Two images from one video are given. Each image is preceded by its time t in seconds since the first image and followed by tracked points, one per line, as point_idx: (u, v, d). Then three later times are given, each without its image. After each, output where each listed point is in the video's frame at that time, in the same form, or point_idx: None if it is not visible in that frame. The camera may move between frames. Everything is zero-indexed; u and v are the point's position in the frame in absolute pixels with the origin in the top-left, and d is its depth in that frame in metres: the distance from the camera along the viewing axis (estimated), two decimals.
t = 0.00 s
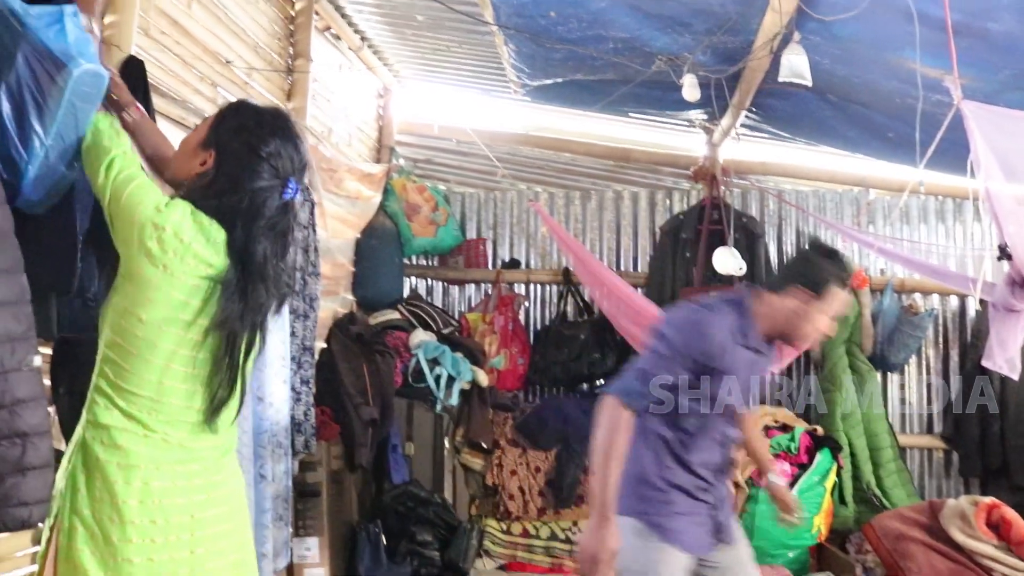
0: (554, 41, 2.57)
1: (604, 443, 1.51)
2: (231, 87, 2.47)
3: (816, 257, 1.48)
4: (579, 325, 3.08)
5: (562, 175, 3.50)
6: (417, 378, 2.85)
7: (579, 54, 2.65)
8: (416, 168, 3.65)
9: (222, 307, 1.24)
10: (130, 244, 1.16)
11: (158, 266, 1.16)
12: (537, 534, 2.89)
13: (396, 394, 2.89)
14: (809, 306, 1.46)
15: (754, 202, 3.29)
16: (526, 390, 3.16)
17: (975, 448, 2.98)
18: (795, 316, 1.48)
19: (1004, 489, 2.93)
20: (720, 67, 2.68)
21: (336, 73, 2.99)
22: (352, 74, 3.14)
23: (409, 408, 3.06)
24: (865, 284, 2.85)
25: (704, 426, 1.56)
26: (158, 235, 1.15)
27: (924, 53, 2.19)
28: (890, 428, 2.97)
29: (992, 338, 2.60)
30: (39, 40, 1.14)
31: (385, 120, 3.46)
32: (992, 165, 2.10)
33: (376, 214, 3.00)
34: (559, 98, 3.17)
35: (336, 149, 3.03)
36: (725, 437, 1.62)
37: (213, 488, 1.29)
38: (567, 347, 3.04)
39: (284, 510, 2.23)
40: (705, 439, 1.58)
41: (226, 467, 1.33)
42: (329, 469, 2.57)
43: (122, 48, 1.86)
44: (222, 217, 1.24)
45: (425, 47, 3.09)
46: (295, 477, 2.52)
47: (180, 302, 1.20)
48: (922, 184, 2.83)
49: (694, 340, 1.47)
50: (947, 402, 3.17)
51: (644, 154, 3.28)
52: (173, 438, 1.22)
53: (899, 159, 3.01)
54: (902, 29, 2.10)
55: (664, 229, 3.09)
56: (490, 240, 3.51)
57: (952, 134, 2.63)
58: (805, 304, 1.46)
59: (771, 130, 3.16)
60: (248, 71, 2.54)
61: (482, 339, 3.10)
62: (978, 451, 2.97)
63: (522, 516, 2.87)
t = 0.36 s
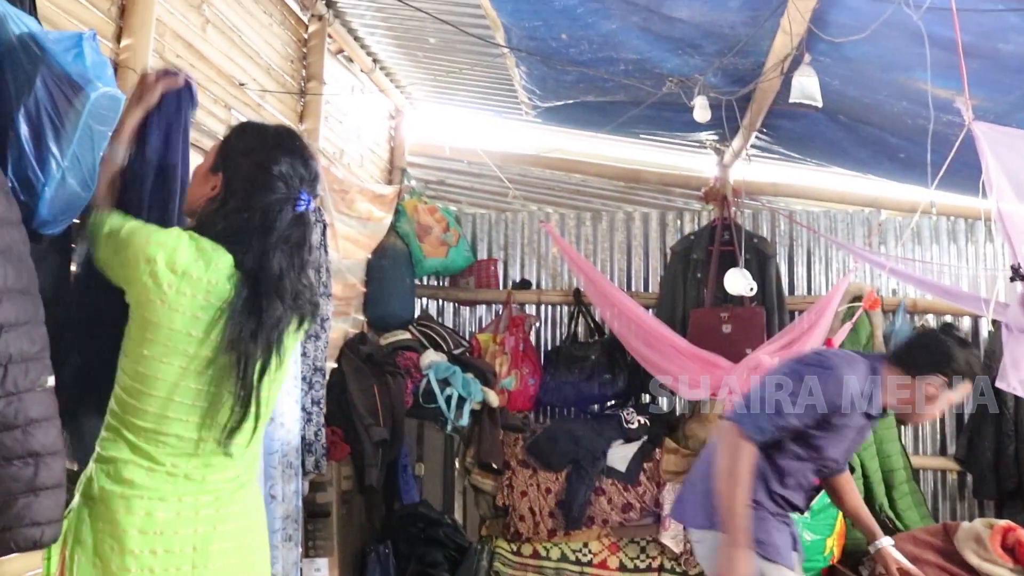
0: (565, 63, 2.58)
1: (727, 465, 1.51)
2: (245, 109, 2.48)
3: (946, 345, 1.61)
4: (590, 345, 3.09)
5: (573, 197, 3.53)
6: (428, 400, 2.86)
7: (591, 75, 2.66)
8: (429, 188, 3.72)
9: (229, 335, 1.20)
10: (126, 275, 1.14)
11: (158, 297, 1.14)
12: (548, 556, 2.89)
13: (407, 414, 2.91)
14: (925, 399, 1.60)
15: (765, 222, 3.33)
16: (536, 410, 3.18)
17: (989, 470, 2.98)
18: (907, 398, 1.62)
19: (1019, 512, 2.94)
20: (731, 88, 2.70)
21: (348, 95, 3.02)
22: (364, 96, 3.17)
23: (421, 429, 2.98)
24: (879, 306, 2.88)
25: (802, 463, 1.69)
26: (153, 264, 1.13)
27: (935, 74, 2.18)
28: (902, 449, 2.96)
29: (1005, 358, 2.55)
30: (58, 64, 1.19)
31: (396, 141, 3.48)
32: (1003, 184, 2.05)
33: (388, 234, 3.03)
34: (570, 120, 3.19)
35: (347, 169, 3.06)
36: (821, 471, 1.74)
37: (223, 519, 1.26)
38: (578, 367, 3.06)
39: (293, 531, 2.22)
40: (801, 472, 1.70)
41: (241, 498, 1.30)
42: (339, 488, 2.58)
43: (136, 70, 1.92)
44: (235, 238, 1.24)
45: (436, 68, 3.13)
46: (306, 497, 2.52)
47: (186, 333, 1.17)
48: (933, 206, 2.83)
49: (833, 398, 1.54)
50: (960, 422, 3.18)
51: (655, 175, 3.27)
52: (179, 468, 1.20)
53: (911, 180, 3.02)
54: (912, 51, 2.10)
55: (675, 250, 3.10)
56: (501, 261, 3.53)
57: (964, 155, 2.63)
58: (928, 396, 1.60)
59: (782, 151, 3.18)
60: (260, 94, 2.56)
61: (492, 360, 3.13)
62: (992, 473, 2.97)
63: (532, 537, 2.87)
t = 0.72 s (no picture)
0: (566, 66, 2.58)
1: (817, 449, 1.79)
2: (245, 112, 2.49)
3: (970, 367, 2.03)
4: (590, 349, 3.09)
5: (574, 200, 3.58)
6: (428, 402, 2.86)
7: (591, 78, 2.66)
8: (429, 191, 3.71)
9: (226, 336, 1.18)
10: (115, 289, 1.14)
11: (151, 308, 1.13)
12: (547, 557, 2.89)
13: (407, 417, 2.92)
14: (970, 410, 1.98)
15: (766, 225, 3.33)
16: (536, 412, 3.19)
17: (989, 473, 2.99)
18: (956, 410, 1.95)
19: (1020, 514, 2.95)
20: (731, 91, 2.70)
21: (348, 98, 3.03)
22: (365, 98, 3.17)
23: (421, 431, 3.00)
24: (877, 309, 2.78)
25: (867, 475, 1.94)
26: (141, 277, 1.13)
27: (935, 77, 2.18)
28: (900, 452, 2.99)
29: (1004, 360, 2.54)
30: (59, 68, 1.19)
31: (396, 143, 3.49)
32: (1003, 187, 2.05)
33: (387, 236, 3.04)
34: (570, 123, 3.20)
35: (347, 172, 3.06)
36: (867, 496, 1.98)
37: (231, 526, 1.21)
38: (578, 370, 3.05)
39: (295, 535, 2.25)
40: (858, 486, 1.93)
41: (249, 505, 1.25)
42: (338, 491, 2.59)
43: (137, 73, 1.92)
44: (227, 221, 1.23)
45: (436, 71, 3.13)
46: (306, 500, 2.52)
47: (182, 340, 1.15)
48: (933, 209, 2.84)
49: (913, 404, 1.82)
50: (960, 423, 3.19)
51: (655, 179, 3.28)
52: (184, 476, 1.17)
53: (911, 183, 3.02)
54: (912, 54, 2.10)
55: (675, 253, 3.10)
56: (501, 264, 3.53)
57: (964, 158, 2.63)
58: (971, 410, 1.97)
59: (782, 154, 3.18)
60: (261, 96, 2.56)
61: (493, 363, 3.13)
62: (992, 475, 2.97)
63: (532, 540, 2.87)
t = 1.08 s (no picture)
0: (565, 66, 2.58)
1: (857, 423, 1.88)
2: (244, 112, 2.49)
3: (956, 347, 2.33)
4: (590, 349, 3.09)
5: (574, 199, 3.58)
6: (428, 402, 2.86)
7: (590, 78, 2.66)
8: (428, 190, 3.72)
9: (210, 331, 1.15)
10: (100, 291, 1.14)
11: (133, 306, 1.12)
12: (547, 557, 2.88)
13: (407, 416, 2.92)
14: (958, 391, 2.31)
15: (765, 225, 3.34)
16: (536, 411, 3.19)
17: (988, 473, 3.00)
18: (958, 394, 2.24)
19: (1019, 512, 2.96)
20: (730, 91, 2.70)
21: (347, 98, 3.03)
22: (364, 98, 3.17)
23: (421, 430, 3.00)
24: (877, 309, 2.77)
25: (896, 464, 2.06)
26: (123, 277, 1.13)
27: (934, 77, 2.18)
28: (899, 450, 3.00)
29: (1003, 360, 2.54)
30: (58, 68, 1.19)
31: (395, 143, 3.48)
32: (1002, 188, 2.04)
33: (387, 236, 3.05)
34: (570, 123, 3.20)
35: (347, 172, 3.05)
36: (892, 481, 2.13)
37: (223, 527, 1.19)
38: (577, 370, 3.05)
39: (297, 535, 2.27)
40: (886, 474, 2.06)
41: (243, 504, 1.22)
42: (338, 491, 2.58)
43: (136, 74, 1.92)
44: (210, 205, 1.23)
45: (435, 71, 3.13)
46: (306, 500, 2.52)
47: (167, 337, 1.13)
48: (932, 208, 2.84)
49: (939, 397, 1.95)
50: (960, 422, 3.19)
51: (654, 178, 3.28)
52: (174, 477, 1.16)
53: (910, 183, 3.02)
54: (911, 53, 2.10)
55: (674, 253, 3.11)
56: (501, 263, 3.54)
57: (962, 157, 2.63)
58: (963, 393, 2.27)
59: (781, 153, 3.18)
60: (260, 96, 2.57)
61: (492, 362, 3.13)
62: (992, 474, 2.98)
63: (532, 540, 2.87)
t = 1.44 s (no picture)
0: (565, 66, 2.58)
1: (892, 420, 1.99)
2: (243, 112, 2.49)
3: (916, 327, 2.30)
4: (589, 348, 3.09)
5: (574, 199, 3.58)
6: (427, 402, 2.87)
7: (589, 78, 2.66)
8: (428, 191, 3.72)
9: (187, 329, 1.14)
10: (82, 296, 1.15)
11: (112, 307, 1.13)
12: (546, 558, 2.88)
13: (406, 416, 2.92)
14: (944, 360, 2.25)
15: (764, 225, 3.34)
16: (535, 411, 3.19)
17: (987, 473, 3.00)
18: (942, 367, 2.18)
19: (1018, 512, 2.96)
20: (730, 91, 2.70)
21: (347, 98, 3.03)
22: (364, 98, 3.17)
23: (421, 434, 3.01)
24: (877, 309, 2.77)
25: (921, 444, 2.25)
26: (103, 279, 1.15)
27: (933, 78, 2.18)
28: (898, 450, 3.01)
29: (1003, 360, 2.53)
30: (57, 68, 1.20)
31: (395, 143, 3.48)
32: (1002, 189, 2.04)
33: (387, 236, 3.05)
34: (569, 123, 3.20)
35: (346, 172, 3.05)
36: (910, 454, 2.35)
37: (209, 532, 1.16)
38: (577, 370, 3.05)
39: (297, 536, 2.27)
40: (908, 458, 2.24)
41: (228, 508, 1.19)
42: (337, 491, 2.58)
43: (136, 74, 1.92)
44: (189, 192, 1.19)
45: (435, 71, 3.13)
46: (305, 500, 2.52)
47: (143, 334, 1.13)
48: (932, 208, 2.84)
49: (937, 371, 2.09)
50: (959, 422, 3.19)
51: (653, 178, 3.28)
52: (158, 479, 1.14)
53: (910, 183, 3.03)
54: (911, 54, 2.10)
55: (674, 252, 3.11)
56: (500, 263, 3.54)
57: (962, 158, 2.63)
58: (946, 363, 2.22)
59: (780, 154, 3.19)
60: (260, 96, 2.57)
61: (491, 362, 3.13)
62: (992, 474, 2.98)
63: (531, 539, 2.87)
